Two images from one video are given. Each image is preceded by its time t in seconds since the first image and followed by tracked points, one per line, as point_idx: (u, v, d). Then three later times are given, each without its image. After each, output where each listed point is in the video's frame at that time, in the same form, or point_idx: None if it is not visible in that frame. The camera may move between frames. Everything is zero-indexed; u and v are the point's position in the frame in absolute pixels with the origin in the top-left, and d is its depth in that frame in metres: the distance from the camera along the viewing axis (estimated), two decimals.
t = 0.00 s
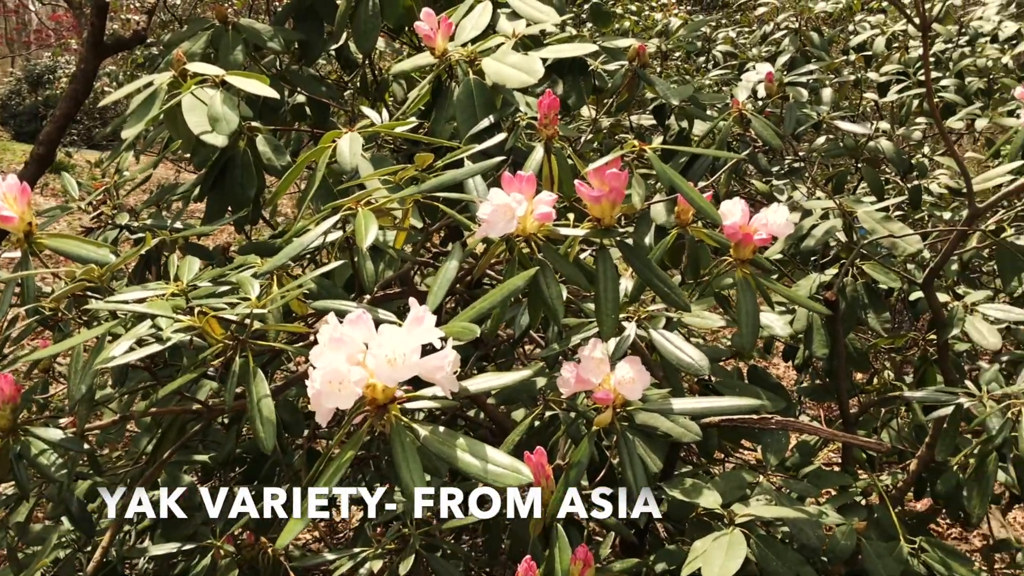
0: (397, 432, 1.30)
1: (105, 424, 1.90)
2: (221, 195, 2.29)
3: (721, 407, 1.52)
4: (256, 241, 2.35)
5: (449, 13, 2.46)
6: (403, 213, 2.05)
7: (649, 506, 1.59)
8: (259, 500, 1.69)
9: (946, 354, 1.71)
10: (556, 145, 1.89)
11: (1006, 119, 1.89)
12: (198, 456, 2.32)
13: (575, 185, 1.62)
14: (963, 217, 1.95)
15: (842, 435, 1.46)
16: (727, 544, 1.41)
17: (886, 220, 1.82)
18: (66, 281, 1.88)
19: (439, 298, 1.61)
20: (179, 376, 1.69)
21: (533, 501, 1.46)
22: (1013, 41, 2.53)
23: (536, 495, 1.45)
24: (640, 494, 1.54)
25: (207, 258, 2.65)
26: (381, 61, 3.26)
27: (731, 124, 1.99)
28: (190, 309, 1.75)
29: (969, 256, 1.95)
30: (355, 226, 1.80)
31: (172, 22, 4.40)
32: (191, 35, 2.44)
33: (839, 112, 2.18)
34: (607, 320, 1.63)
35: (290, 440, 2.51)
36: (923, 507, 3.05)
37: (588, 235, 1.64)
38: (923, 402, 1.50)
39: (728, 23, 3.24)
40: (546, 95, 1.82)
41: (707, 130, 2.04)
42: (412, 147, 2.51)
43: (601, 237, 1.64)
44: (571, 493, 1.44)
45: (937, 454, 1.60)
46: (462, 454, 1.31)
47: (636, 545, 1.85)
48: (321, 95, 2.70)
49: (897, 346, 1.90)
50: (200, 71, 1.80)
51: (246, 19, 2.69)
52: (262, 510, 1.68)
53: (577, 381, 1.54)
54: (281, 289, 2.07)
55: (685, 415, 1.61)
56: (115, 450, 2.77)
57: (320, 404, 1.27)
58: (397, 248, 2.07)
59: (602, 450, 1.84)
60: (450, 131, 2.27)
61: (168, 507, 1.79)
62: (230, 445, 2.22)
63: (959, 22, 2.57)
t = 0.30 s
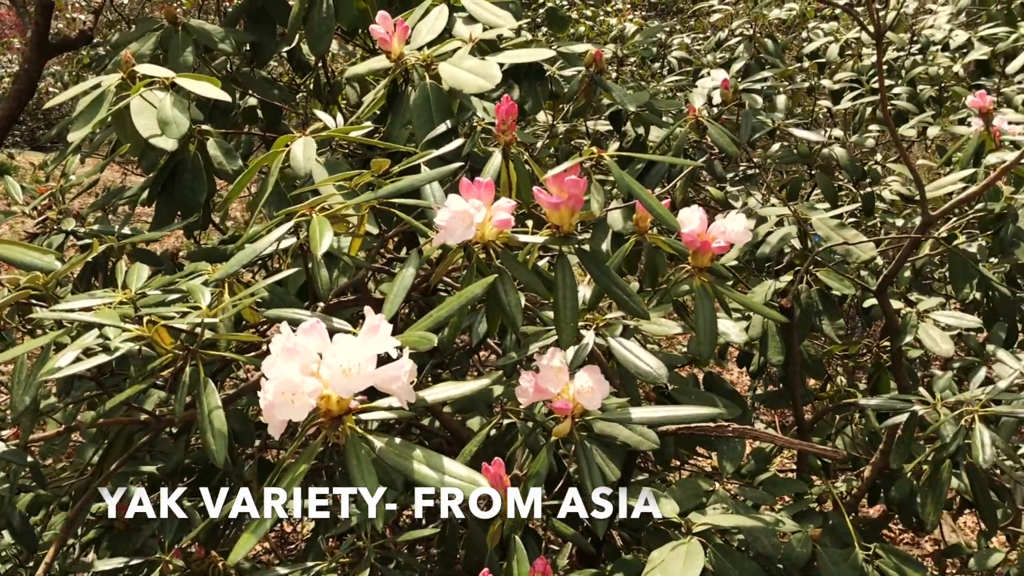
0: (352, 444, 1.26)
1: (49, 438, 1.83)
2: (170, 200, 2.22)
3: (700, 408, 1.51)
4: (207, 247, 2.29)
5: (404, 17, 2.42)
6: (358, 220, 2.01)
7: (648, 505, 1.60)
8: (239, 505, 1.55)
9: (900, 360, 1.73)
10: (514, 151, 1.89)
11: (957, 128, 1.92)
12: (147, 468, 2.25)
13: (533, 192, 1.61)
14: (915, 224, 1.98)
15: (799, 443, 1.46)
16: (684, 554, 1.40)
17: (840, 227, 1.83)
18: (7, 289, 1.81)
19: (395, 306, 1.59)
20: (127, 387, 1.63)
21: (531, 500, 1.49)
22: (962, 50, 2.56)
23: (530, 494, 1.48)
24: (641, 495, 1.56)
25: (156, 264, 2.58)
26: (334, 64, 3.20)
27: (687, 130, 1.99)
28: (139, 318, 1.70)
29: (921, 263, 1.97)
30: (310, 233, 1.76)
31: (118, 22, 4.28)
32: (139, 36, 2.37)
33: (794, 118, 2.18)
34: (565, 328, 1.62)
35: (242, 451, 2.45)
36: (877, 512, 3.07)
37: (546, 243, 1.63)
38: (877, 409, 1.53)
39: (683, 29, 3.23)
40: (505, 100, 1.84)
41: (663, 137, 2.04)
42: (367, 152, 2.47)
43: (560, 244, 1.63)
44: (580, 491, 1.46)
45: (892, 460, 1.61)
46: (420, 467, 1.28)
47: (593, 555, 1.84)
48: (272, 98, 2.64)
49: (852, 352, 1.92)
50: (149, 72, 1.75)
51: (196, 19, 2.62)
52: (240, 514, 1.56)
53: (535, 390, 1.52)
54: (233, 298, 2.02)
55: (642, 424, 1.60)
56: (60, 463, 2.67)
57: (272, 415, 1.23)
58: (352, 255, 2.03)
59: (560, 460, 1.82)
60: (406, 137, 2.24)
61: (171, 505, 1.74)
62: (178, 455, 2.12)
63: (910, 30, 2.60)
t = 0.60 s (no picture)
0: (308, 465, 1.22)
1: None
2: (117, 212, 2.15)
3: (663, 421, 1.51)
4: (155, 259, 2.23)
5: (358, 23, 2.38)
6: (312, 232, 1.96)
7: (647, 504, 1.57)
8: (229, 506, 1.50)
9: (856, 370, 1.75)
10: (471, 162, 1.86)
11: (909, 137, 1.94)
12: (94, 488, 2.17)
13: (492, 204, 1.59)
14: (869, 232, 1.99)
15: (756, 454, 1.46)
16: (645, 568, 1.39)
17: (795, 236, 1.84)
18: None
19: (352, 322, 1.56)
20: (73, 408, 1.57)
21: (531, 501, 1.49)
22: (912, 59, 2.59)
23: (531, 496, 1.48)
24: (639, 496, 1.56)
25: (102, 277, 2.50)
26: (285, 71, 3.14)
27: (643, 140, 1.98)
28: (86, 335, 1.64)
29: (876, 272, 1.98)
30: (262, 246, 1.72)
31: (63, 26, 4.16)
32: (84, 42, 2.30)
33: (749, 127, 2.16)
34: (524, 342, 1.60)
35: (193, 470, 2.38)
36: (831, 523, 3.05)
37: (505, 255, 1.61)
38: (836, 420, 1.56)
39: (639, 36, 3.22)
40: (461, 111, 1.81)
41: (619, 146, 2.03)
42: (320, 161, 2.43)
43: (519, 257, 1.61)
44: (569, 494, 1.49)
45: (849, 468, 1.62)
46: (378, 488, 1.24)
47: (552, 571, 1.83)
48: (222, 105, 2.58)
49: (808, 360, 1.93)
50: (95, 80, 1.68)
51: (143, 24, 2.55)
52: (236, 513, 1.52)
53: (495, 406, 1.50)
54: (183, 312, 1.96)
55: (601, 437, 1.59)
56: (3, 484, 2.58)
57: (226, 436, 1.18)
58: (305, 268, 1.98)
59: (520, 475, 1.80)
60: (360, 146, 2.20)
61: (170, 504, 1.69)
62: (127, 472, 2.02)
63: (862, 39, 2.62)
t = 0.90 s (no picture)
0: (266, 487, 1.18)
1: None
2: (63, 225, 2.08)
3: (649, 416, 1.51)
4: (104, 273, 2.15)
5: (311, 29, 2.33)
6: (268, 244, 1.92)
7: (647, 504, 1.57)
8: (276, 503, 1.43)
9: (816, 376, 1.75)
10: (430, 172, 1.83)
11: (866, 142, 1.95)
12: (42, 512, 2.09)
13: (453, 214, 1.56)
14: (826, 237, 2.00)
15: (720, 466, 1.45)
16: None
17: (755, 242, 1.84)
18: None
19: (310, 337, 1.51)
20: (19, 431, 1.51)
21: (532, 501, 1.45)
22: (867, 64, 2.60)
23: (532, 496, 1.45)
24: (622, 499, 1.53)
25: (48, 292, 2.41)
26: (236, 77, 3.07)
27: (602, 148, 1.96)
28: (33, 354, 1.58)
29: (834, 278, 1.99)
30: (217, 260, 1.66)
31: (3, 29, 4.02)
32: (27, 49, 2.21)
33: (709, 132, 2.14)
34: (487, 355, 1.57)
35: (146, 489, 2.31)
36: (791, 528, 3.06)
37: (466, 266, 1.58)
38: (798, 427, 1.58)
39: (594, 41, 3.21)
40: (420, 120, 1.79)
41: (578, 154, 2.01)
42: (275, 171, 2.37)
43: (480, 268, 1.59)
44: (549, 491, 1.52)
45: (812, 474, 1.63)
46: (339, 507, 1.22)
47: None
48: (173, 114, 2.51)
49: (769, 366, 1.93)
50: (39, 88, 1.63)
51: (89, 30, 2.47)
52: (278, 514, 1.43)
53: (457, 421, 1.48)
54: (134, 328, 1.90)
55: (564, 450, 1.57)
56: None
57: (180, 458, 1.14)
58: (261, 281, 1.93)
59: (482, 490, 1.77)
60: (315, 155, 2.15)
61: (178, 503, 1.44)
62: (77, 495, 1.95)
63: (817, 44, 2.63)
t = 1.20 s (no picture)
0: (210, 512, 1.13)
1: None
2: None
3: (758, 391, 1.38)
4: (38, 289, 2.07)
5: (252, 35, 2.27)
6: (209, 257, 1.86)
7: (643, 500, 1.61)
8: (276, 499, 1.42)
9: (765, 381, 1.77)
10: (376, 181, 1.79)
11: (810, 147, 1.97)
12: None
13: (400, 226, 1.53)
14: (772, 241, 2.02)
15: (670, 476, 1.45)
16: None
17: (702, 248, 1.85)
18: None
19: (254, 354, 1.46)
20: None
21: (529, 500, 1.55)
22: (808, 67, 2.63)
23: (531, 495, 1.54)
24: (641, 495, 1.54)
25: None
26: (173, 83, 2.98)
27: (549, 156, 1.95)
28: None
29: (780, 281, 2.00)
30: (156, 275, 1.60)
31: None
32: None
33: (654, 137, 2.13)
34: (437, 370, 1.54)
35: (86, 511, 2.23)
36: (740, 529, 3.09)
37: (414, 279, 1.55)
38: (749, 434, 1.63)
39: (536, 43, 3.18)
40: (365, 129, 1.74)
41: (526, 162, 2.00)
42: (216, 181, 2.31)
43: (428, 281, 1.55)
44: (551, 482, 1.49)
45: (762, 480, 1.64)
46: (284, 532, 1.19)
47: None
48: (109, 122, 2.43)
49: (718, 371, 1.94)
50: None
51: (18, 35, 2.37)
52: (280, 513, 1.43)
53: (407, 438, 1.45)
54: (69, 347, 1.83)
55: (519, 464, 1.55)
56: None
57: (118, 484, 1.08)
58: (202, 296, 1.87)
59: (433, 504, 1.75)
60: (257, 165, 2.10)
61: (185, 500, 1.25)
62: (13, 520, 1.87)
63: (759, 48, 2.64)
